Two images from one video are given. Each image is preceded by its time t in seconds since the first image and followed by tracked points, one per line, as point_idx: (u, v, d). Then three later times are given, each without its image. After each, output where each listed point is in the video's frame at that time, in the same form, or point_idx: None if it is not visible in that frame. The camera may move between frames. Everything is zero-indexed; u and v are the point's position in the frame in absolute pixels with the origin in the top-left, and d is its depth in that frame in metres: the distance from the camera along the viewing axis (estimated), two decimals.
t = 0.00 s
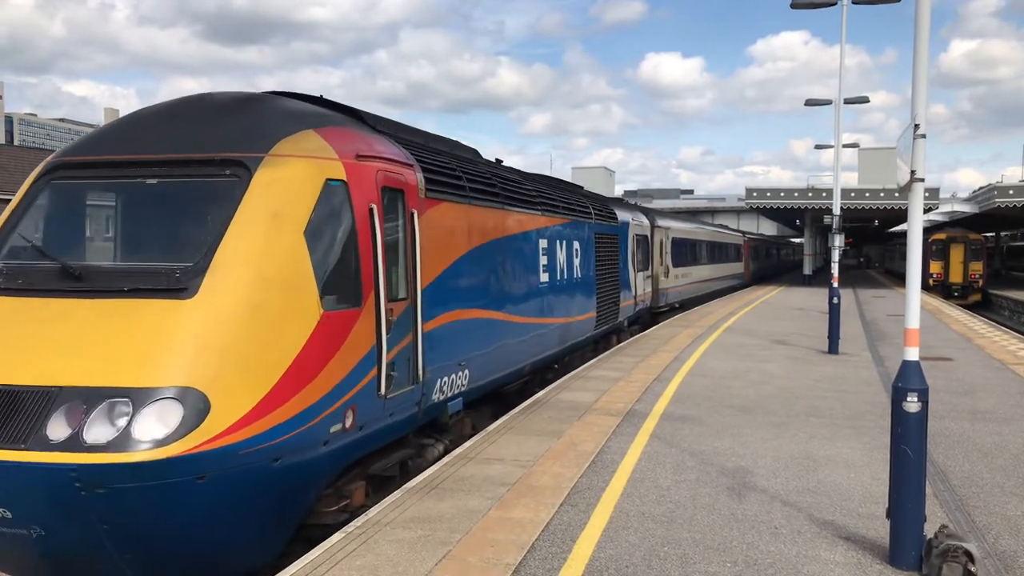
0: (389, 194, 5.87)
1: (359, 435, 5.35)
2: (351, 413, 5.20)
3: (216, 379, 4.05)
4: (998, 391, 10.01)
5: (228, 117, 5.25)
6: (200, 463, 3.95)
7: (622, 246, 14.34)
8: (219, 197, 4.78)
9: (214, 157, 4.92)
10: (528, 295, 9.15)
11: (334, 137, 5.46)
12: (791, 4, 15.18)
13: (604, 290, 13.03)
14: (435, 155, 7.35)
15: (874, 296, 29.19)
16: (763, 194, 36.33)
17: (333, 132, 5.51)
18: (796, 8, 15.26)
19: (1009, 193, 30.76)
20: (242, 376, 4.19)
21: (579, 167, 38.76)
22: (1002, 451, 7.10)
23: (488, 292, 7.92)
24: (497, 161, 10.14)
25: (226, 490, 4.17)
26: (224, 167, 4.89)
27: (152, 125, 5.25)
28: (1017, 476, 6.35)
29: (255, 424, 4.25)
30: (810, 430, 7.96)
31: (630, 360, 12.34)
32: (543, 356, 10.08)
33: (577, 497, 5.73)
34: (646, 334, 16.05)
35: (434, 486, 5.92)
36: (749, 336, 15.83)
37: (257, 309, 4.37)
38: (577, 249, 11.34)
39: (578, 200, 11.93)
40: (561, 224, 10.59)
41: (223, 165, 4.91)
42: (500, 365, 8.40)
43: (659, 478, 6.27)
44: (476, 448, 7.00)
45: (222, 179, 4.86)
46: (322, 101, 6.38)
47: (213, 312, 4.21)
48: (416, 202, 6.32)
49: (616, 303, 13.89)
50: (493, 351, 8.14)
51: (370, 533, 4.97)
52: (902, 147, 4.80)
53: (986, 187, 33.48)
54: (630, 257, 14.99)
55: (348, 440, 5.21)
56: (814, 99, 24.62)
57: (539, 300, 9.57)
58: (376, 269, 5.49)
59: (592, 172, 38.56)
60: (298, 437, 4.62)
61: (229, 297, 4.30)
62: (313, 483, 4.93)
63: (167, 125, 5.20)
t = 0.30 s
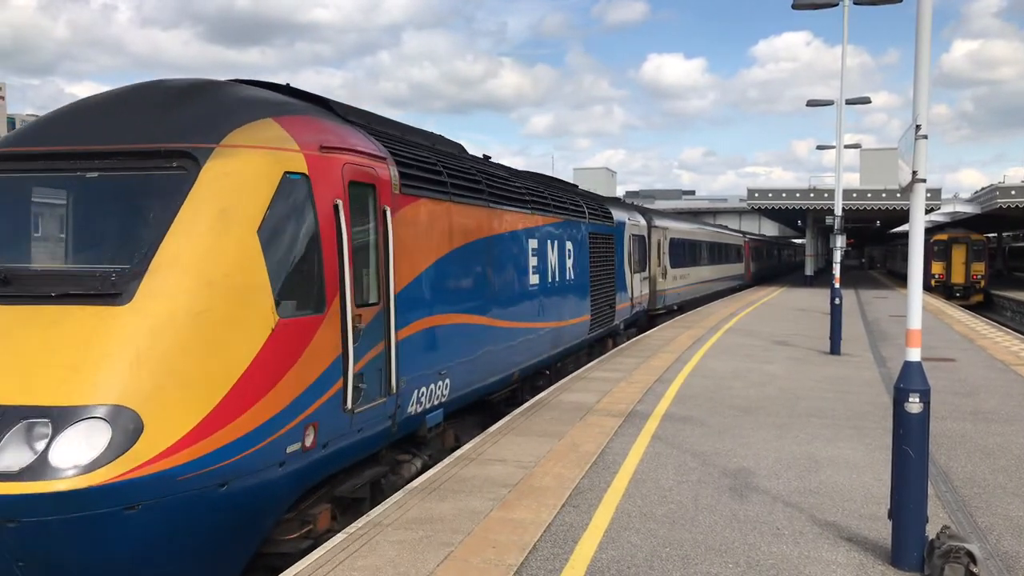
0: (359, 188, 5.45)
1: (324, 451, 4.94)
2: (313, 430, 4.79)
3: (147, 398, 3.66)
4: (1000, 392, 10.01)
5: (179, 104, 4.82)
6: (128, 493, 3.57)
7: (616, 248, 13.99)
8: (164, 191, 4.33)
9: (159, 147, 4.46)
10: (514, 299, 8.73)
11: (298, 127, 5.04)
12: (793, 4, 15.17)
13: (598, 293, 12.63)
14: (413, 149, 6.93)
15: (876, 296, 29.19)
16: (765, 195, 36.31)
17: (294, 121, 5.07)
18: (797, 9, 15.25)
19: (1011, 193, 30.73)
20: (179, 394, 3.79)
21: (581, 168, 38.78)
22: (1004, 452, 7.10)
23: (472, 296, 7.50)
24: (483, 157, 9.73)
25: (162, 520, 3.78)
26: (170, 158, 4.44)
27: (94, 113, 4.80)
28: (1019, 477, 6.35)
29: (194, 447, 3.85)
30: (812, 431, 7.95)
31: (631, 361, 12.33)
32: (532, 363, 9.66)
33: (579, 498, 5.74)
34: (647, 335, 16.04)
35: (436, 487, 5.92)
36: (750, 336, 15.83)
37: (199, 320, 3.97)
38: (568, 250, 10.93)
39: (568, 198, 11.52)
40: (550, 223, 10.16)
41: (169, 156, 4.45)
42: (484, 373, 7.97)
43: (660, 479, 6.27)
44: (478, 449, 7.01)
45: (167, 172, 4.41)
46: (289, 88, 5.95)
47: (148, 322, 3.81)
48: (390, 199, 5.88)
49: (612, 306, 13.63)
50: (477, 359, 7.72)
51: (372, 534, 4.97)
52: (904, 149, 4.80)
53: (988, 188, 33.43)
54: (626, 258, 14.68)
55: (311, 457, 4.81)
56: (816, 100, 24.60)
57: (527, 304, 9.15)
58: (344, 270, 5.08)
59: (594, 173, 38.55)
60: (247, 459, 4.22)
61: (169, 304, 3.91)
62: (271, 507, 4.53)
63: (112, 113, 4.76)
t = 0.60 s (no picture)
0: (313, 177, 4.81)
1: (267, 477, 4.37)
2: (249, 456, 4.20)
3: (31, 426, 3.17)
4: (1003, 391, 10.00)
5: (99, 78, 4.22)
6: (6, 539, 3.10)
7: (612, 247, 13.34)
8: (70, 181, 3.76)
9: (65, 129, 3.87)
10: (498, 302, 8.04)
11: (237, 108, 4.41)
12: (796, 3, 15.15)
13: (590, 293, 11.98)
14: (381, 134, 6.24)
15: (879, 295, 29.17)
16: (767, 193, 36.29)
17: (230, 100, 4.42)
18: (800, 7, 15.24)
19: (1014, 192, 30.68)
20: (66, 427, 3.26)
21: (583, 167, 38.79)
22: (1008, 451, 7.09)
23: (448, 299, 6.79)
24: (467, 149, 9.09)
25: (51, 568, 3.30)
26: (79, 144, 3.86)
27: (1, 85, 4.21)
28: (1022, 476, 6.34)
29: (90, 483, 3.33)
30: (814, 429, 7.95)
31: (634, 360, 12.32)
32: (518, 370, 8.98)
33: (581, 497, 5.73)
34: (650, 333, 16.04)
35: (438, 486, 5.93)
36: (753, 335, 15.82)
37: (102, 333, 3.44)
38: (558, 249, 10.28)
39: (557, 193, 10.88)
40: (538, 220, 9.51)
41: (79, 141, 3.86)
42: (463, 384, 7.27)
43: (663, 477, 6.27)
44: (480, 448, 7.01)
45: (75, 159, 3.83)
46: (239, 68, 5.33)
47: (31, 344, 3.29)
48: (350, 190, 5.21)
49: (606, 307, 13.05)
50: (455, 369, 7.00)
51: (374, 533, 4.97)
52: (907, 147, 4.79)
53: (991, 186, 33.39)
54: (622, 255, 14.05)
55: (250, 485, 4.25)
56: (818, 98, 24.58)
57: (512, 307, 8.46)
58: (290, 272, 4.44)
59: (596, 173, 38.54)
60: (161, 493, 3.66)
61: (64, 317, 3.38)
62: (197, 543, 4.00)
63: (20, 85, 4.17)
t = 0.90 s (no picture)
0: (254, 167, 4.22)
1: (191, 513, 3.82)
2: (171, 488, 3.66)
3: None
4: (1007, 390, 9.98)
5: None
6: None
7: (606, 245, 12.76)
8: None
9: None
10: (478, 305, 7.43)
11: (160, 87, 3.81)
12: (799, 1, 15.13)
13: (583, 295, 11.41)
14: (344, 121, 5.64)
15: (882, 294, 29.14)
16: (770, 193, 36.26)
17: (153, 77, 3.85)
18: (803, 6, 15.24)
19: (1018, 191, 30.60)
20: None
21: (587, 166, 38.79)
22: (1012, 449, 7.07)
23: (421, 304, 6.18)
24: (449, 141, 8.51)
25: None
26: None
27: None
28: None
29: None
30: (818, 428, 7.93)
31: (637, 359, 12.30)
32: (503, 377, 8.39)
33: (584, 496, 5.72)
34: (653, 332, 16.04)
35: (442, 485, 5.92)
36: (756, 334, 15.79)
37: None
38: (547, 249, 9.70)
39: (547, 189, 10.30)
40: (525, 217, 8.93)
41: None
42: (440, 395, 6.67)
43: (666, 476, 6.26)
44: (484, 446, 7.00)
45: None
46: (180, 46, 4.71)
47: None
48: (301, 181, 4.61)
49: (600, 309, 12.49)
50: (429, 380, 6.40)
51: (377, 532, 4.96)
52: (911, 145, 4.78)
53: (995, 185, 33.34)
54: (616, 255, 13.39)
55: (169, 522, 3.70)
56: (821, 97, 24.56)
57: (494, 311, 7.86)
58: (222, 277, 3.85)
59: (599, 171, 38.46)
60: (48, 539, 3.13)
61: None
62: None
63: None
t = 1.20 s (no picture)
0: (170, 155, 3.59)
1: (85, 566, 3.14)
2: (56, 541, 2.98)
3: None
4: (1014, 389, 9.95)
5: None
6: None
7: (602, 245, 12.18)
8: None
9: None
10: (456, 311, 6.84)
11: (54, 54, 3.17)
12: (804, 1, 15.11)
13: (576, 298, 10.77)
14: (295, 107, 5.03)
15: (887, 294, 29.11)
16: (775, 192, 36.21)
17: (47, 44, 3.19)
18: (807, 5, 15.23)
19: None
20: None
21: (591, 167, 38.81)
22: (1019, 449, 7.04)
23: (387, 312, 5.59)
24: (428, 133, 7.90)
25: None
26: None
27: None
28: None
29: None
30: (823, 428, 7.91)
31: (642, 359, 12.28)
32: (485, 388, 7.78)
33: (589, 497, 5.72)
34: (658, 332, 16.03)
35: (446, 485, 5.92)
36: (761, 334, 15.77)
37: None
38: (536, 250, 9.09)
39: (537, 185, 9.69)
40: (511, 214, 8.32)
41: None
42: (412, 411, 6.09)
43: (671, 477, 6.26)
44: (488, 447, 7.01)
45: None
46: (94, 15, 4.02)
47: None
48: (232, 174, 3.98)
49: (595, 312, 11.88)
50: (399, 395, 5.81)
51: (382, 532, 4.96)
52: (916, 144, 4.77)
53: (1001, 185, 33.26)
54: (614, 255, 12.77)
55: None
56: (825, 96, 24.53)
57: (474, 317, 7.27)
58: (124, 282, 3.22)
59: (602, 171, 38.38)
60: None
61: None
62: None
63: None
